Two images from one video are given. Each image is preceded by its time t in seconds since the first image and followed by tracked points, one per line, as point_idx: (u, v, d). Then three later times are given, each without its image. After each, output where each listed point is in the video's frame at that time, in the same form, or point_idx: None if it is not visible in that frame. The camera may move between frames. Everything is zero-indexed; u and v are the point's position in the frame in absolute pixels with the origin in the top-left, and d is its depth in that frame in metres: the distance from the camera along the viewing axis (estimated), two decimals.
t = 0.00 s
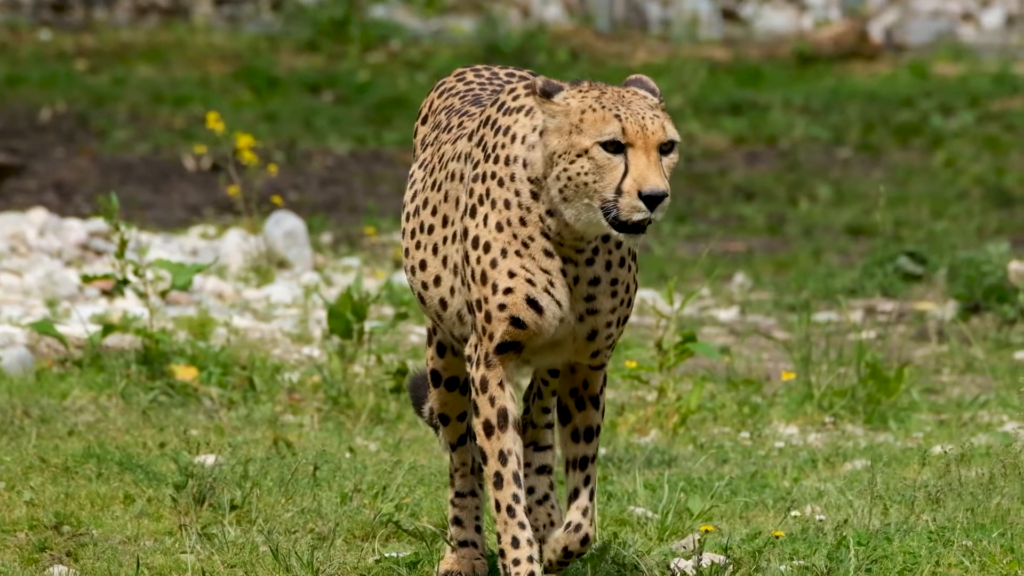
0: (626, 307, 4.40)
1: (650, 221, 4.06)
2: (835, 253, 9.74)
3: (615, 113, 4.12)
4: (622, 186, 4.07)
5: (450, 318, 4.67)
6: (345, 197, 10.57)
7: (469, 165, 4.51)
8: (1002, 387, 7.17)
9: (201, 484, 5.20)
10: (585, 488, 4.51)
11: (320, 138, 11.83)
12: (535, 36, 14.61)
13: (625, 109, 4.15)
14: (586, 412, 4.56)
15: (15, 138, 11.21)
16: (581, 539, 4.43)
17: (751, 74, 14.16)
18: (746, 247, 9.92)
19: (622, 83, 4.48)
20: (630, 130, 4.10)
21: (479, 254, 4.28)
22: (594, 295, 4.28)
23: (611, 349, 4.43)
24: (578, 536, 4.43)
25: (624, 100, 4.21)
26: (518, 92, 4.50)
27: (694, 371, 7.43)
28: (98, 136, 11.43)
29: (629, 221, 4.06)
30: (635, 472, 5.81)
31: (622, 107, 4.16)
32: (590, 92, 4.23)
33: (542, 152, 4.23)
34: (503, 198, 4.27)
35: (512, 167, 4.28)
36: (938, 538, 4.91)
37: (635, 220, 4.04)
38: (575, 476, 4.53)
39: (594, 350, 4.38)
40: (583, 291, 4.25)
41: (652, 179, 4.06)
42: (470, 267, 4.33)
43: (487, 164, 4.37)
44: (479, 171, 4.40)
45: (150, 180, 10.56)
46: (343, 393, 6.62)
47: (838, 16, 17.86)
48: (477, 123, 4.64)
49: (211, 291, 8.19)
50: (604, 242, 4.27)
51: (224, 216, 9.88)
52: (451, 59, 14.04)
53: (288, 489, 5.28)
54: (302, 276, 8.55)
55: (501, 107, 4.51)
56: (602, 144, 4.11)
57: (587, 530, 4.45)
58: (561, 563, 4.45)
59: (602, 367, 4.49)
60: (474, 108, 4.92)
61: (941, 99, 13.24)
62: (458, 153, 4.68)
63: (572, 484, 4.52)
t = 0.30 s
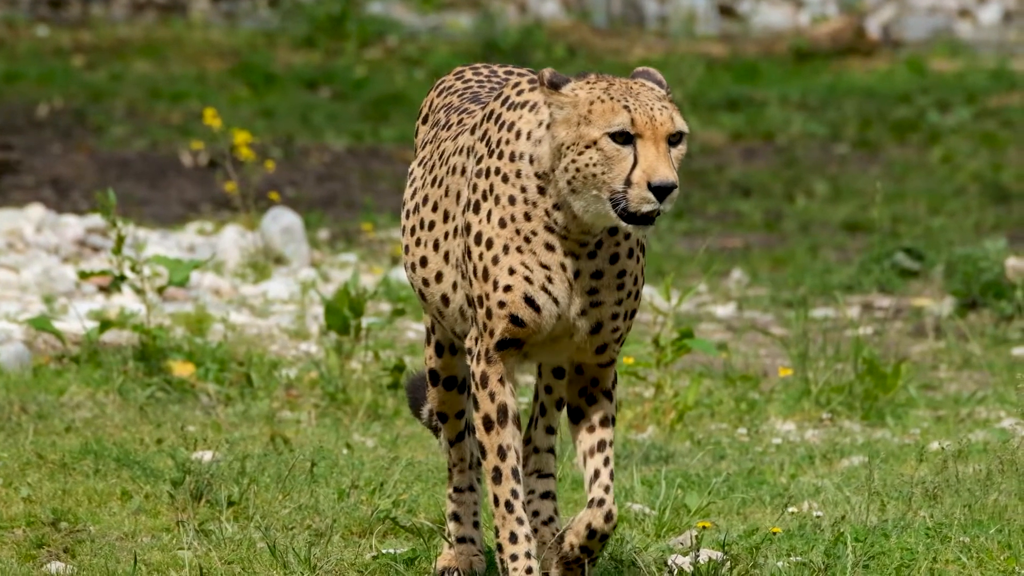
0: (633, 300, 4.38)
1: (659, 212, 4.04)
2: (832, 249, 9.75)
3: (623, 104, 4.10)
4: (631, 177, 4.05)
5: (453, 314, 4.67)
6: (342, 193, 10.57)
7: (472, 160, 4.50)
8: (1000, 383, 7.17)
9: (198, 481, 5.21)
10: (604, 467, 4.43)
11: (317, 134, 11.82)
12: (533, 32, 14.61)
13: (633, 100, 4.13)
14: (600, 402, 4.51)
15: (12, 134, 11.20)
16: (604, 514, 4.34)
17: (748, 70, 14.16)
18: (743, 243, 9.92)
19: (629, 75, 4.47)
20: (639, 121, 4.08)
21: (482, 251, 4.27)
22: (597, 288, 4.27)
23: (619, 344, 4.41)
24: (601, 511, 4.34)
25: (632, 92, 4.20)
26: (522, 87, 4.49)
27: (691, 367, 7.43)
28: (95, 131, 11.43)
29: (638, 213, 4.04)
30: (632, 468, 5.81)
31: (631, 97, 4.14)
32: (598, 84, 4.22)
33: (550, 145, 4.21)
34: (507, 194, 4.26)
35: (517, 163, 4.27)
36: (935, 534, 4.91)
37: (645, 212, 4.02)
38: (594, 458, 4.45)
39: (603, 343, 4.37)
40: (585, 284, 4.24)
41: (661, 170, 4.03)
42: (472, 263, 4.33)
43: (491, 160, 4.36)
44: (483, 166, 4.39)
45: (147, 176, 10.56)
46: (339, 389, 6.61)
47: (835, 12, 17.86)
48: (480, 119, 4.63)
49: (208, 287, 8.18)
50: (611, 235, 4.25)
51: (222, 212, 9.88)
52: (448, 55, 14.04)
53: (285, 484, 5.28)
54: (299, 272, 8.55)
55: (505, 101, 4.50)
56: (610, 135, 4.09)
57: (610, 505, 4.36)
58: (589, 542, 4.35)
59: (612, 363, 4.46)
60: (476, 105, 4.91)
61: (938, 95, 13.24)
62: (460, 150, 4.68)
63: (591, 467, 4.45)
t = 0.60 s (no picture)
0: (642, 290, 4.33)
1: (668, 207, 4.04)
2: (830, 246, 9.74)
3: (632, 99, 4.11)
4: (640, 172, 4.06)
5: (456, 312, 4.67)
6: (340, 190, 10.57)
7: (476, 158, 4.49)
8: (997, 380, 7.18)
9: (196, 478, 5.20)
10: (622, 444, 4.35)
11: (315, 131, 11.82)
12: (531, 29, 14.60)
13: (641, 95, 4.14)
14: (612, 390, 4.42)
15: (10, 131, 11.19)
16: (627, 481, 4.28)
17: (746, 66, 14.16)
18: (741, 240, 9.93)
19: (634, 70, 4.48)
20: (648, 116, 4.09)
21: (484, 249, 4.26)
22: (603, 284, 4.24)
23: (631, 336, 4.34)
24: (624, 479, 4.28)
25: (640, 87, 4.20)
26: (526, 84, 4.48)
27: (689, 365, 7.43)
28: (93, 129, 11.42)
29: (647, 208, 4.04)
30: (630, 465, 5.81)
31: (639, 93, 4.15)
32: (605, 81, 4.22)
33: (556, 141, 4.21)
34: (510, 192, 4.25)
35: (522, 161, 4.26)
36: (933, 532, 4.91)
37: (654, 207, 4.02)
38: (612, 439, 4.37)
39: (615, 333, 4.28)
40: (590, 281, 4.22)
41: (670, 165, 4.05)
42: (475, 261, 4.33)
43: (495, 159, 4.35)
44: (487, 164, 4.38)
45: (145, 173, 10.56)
46: (337, 386, 6.61)
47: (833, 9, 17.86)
48: (483, 116, 4.62)
49: (206, 284, 8.18)
50: (618, 229, 4.21)
51: (220, 209, 9.88)
52: (446, 53, 14.04)
53: (283, 482, 5.28)
54: (297, 269, 8.54)
55: (509, 98, 4.49)
56: (619, 130, 4.10)
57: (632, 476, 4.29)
58: (617, 515, 4.25)
59: (624, 358, 4.38)
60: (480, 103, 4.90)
61: (936, 92, 13.24)
62: (464, 147, 4.67)
63: (609, 449, 4.37)
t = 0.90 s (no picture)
0: (650, 279, 4.30)
1: (677, 205, 4.01)
2: (828, 244, 9.74)
3: (640, 97, 4.08)
4: (649, 169, 4.02)
5: (461, 310, 4.66)
6: (337, 188, 10.56)
7: (480, 157, 4.49)
8: (995, 377, 7.18)
9: (193, 475, 5.20)
10: (640, 440, 4.27)
11: (312, 128, 11.81)
12: (528, 26, 14.59)
13: (649, 93, 4.11)
14: (628, 390, 4.33)
15: (7, 128, 11.18)
16: (647, 473, 4.22)
17: (744, 63, 14.15)
18: (739, 237, 9.92)
19: (639, 66, 4.46)
20: (655, 114, 4.06)
21: (487, 249, 4.26)
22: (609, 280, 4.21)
23: (640, 328, 4.29)
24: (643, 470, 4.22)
25: (647, 84, 4.18)
26: (531, 83, 4.48)
27: (687, 361, 7.43)
28: (90, 126, 11.41)
29: (656, 205, 4.01)
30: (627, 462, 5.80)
31: (647, 90, 4.12)
32: (612, 78, 4.20)
33: (562, 139, 4.20)
34: (514, 192, 4.25)
35: (526, 161, 4.26)
36: (930, 529, 4.91)
37: (663, 203, 3.99)
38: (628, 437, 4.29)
39: (621, 319, 4.22)
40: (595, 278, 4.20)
41: (679, 162, 4.01)
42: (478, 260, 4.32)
43: (499, 158, 4.34)
44: (491, 163, 4.38)
45: (142, 170, 10.55)
46: (335, 383, 6.61)
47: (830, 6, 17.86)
48: (487, 116, 4.62)
49: (203, 281, 8.18)
50: (627, 223, 4.18)
51: (217, 206, 9.87)
52: (443, 50, 14.03)
53: (281, 479, 5.29)
54: (294, 266, 8.54)
55: (513, 96, 4.49)
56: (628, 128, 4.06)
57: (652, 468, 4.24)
58: (640, 501, 4.19)
59: (632, 352, 4.30)
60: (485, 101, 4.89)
61: (933, 89, 13.23)
62: (470, 145, 4.66)
63: (625, 448, 4.29)
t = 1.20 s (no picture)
0: (655, 272, 4.24)
1: (687, 203, 4.03)
2: (826, 241, 9.74)
3: (649, 97, 4.10)
4: (660, 168, 4.05)
5: (467, 309, 4.65)
6: (335, 185, 10.56)
7: (484, 157, 4.48)
8: (993, 374, 7.18)
9: (191, 473, 5.21)
10: (650, 460, 4.21)
11: (310, 126, 11.81)
12: (526, 24, 14.59)
13: (659, 92, 4.12)
14: (641, 398, 4.24)
15: (5, 126, 11.18)
16: (656, 494, 4.17)
17: (742, 61, 14.15)
18: (737, 235, 9.92)
19: (645, 64, 4.48)
20: (665, 114, 4.08)
21: (491, 250, 4.26)
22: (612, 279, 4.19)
23: (647, 321, 4.21)
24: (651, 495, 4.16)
25: (656, 83, 4.19)
26: (535, 82, 4.47)
27: (684, 359, 7.43)
28: (88, 123, 11.41)
29: (666, 203, 4.03)
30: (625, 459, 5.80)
31: (656, 90, 4.14)
32: (620, 77, 4.21)
33: (569, 138, 4.20)
34: (518, 193, 4.25)
35: (531, 162, 4.26)
36: (928, 527, 4.92)
37: (673, 202, 4.02)
38: (640, 456, 4.23)
39: (621, 309, 4.17)
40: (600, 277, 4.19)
41: (690, 161, 4.04)
42: (480, 260, 4.32)
43: (502, 159, 4.34)
44: (495, 164, 4.37)
45: (140, 168, 10.55)
46: (333, 380, 6.61)
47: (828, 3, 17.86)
48: (492, 116, 4.61)
49: (201, 278, 8.18)
50: (634, 220, 4.17)
51: (215, 203, 9.87)
52: (441, 48, 14.03)
53: (278, 476, 5.29)
54: (292, 264, 8.54)
55: (517, 96, 4.49)
56: (638, 128, 4.08)
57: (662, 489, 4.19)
58: (656, 518, 4.16)
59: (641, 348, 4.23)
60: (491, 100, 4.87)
61: (931, 87, 13.23)
62: (476, 144, 4.65)
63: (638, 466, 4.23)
